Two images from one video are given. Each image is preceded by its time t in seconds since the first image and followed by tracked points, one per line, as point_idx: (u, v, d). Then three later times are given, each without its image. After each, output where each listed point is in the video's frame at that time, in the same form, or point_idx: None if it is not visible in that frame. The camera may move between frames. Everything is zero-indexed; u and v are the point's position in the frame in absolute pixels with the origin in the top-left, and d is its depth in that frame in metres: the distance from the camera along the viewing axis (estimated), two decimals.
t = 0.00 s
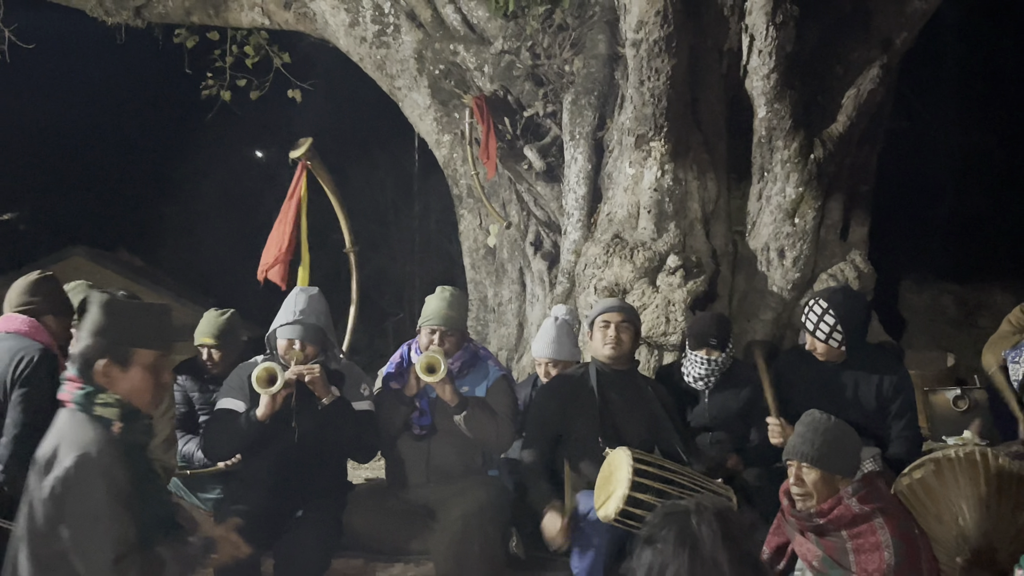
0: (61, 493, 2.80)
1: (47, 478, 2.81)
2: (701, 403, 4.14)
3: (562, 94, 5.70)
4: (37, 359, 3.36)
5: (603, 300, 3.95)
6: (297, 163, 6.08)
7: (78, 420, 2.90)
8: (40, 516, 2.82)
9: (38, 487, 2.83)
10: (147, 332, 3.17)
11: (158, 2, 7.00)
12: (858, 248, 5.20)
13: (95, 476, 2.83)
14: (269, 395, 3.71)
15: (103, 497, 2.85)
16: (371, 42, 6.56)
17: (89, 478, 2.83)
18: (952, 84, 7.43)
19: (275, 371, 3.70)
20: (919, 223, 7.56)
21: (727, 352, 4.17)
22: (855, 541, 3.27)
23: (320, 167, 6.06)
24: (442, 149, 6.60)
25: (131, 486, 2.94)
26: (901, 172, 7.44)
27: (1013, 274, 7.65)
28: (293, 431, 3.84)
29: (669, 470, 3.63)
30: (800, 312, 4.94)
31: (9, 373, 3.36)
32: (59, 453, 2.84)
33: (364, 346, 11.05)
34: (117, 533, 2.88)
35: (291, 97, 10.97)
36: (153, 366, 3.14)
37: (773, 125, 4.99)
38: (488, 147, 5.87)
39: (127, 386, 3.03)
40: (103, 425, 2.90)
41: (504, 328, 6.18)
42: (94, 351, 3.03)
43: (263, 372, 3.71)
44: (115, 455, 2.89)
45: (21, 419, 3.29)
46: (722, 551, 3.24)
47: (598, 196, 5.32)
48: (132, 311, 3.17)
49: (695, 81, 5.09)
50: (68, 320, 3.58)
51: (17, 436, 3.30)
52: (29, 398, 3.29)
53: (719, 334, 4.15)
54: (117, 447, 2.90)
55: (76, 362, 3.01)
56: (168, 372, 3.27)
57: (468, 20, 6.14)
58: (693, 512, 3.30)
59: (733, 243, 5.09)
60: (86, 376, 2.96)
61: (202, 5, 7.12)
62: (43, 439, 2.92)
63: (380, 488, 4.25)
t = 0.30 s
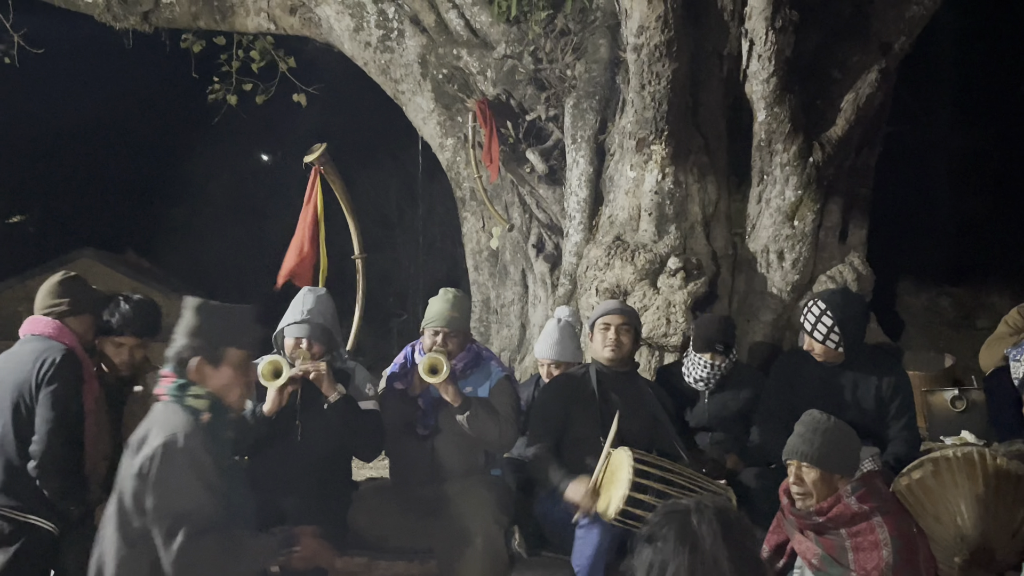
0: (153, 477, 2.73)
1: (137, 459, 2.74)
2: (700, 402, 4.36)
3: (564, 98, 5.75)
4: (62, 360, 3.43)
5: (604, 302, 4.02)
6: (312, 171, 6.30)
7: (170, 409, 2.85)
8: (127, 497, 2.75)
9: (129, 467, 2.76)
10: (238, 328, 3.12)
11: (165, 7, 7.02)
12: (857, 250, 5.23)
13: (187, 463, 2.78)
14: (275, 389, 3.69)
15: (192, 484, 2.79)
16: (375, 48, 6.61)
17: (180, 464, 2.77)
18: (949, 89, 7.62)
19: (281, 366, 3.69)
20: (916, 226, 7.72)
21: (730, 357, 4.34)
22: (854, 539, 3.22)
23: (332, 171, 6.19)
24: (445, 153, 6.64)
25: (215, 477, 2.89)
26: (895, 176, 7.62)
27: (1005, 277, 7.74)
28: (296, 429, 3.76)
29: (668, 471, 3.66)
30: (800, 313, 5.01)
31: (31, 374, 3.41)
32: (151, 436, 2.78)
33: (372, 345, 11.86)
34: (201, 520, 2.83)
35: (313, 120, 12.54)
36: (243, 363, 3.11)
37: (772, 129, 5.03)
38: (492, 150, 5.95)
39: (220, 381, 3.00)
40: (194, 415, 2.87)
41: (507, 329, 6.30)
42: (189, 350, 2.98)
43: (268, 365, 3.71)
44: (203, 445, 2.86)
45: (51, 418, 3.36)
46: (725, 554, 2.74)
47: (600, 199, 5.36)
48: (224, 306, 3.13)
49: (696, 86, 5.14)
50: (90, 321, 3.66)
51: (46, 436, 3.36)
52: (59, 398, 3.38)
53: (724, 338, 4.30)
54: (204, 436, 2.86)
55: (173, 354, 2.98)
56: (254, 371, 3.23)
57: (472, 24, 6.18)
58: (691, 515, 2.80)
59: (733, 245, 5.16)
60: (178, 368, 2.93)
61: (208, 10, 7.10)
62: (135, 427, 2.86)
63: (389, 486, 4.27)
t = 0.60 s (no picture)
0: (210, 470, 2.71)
1: (203, 452, 2.73)
2: (702, 403, 4.45)
3: (566, 103, 5.82)
4: (81, 363, 3.54)
5: (604, 303, 4.05)
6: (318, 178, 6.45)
7: (242, 409, 2.82)
8: (189, 489, 2.72)
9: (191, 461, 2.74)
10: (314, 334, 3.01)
11: (173, 13, 7.03)
12: (855, 253, 5.30)
13: (248, 462, 2.73)
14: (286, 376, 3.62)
15: (251, 485, 2.73)
16: (380, 53, 6.67)
17: (242, 460, 2.73)
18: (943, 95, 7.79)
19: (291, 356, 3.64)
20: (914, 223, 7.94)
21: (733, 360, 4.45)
22: (853, 538, 3.16)
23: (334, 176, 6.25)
24: (449, 157, 6.65)
25: (278, 479, 2.80)
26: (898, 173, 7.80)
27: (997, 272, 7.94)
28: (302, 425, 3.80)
29: (669, 471, 3.66)
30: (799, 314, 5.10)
31: (52, 376, 3.54)
32: (221, 432, 2.77)
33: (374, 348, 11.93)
34: (255, 519, 2.74)
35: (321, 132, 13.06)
36: (320, 366, 3.03)
37: (771, 133, 5.09)
38: (493, 154, 6.04)
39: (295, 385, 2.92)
40: (261, 417, 2.82)
41: (509, 331, 6.37)
42: (267, 352, 2.92)
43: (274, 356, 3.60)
44: (267, 446, 2.78)
45: (65, 419, 3.48)
46: (724, 553, 2.63)
47: (602, 202, 5.43)
48: (303, 313, 3.02)
49: (696, 91, 5.21)
50: (116, 326, 3.70)
51: (57, 438, 3.49)
52: (75, 400, 3.50)
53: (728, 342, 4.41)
54: (269, 436, 2.80)
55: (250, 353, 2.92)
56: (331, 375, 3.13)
57: (475, 31, 6.26)
58: (691, 513, 2.70)
59: (733, 249, 5.23)
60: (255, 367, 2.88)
61: (215, 16, 7.13)
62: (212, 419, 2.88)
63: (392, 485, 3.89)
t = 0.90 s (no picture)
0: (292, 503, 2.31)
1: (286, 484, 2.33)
2: (704, 403, 4.49)
3: (568, 109, 5.93)
4: (96, 365, 3.66)
5: (606, 306, 4.23)
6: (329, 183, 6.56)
7: (323, 433, 2.40)
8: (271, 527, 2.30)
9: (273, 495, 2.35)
10: (396, 347, 2.59)
11: (181, 21, 7.14)
12: (854, 256, 5.37)
13: (336, 495, 2.31)
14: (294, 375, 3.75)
15: (339, 519, 2.30)
16: (385, 59, 6.77)
17: (328, 493, 2.31)
18: (941, 102, 8.05)
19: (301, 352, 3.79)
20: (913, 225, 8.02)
21: (736, 362, 4.46)
22: (851, 537, 3.20)
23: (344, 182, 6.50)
24: (453, 162, 6.73)
25: (367, 510, 2.36)
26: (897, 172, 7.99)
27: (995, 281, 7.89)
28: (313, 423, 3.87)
29: (668, 471, 3.74)
30: (798, 317, 5.17)
31: (67, 378, 3.64)
32: (304, 460, 2.36)
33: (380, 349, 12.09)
34: (344, 556, 2.28)
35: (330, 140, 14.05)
36: (405, 380, 2.59)
37: (771, 138, 5.17)
38: (498, 158, 6.11)
39: (379, 402, 2.50)
40: (344, 442, 2.39)
41: (512, 333, 6.45)
42: (348, 368, 2.50)
43: (291, 352, 3.80)
44: (352, 474, 2.36)
45: (77, 419, 3.58)
46: (725, 552, 2.34)
47: (604, 206, 5.51)
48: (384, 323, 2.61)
49: (697, 96, 5.29)
50: (131, 330, 3.90)
51: (70, 438, 3.58)
52: (88, 401, 3.60)
53: (733, 344, 4.40)
54: (355, 462, 2.37)
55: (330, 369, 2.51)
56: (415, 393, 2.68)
57: (478, 38, 6.29)
58: (691, 514, 2.39)
59: (732, 252, 5.29)
60: (333, 385, 2.46)
61: (224, 24, 7.19)
62: (290, 445, 2.47)
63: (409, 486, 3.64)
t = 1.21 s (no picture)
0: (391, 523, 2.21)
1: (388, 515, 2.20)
2: (701, 404, 4.62)
3: (570, 115, 6.04)
4: (116, 365, 3.68)
5: (606, 307, 4.29)
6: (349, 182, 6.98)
7: (428, 458, 2.30)
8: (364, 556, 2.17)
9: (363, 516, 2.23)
10: (507, 376, 2.47)
11: (191, 29, 7.27)
12: (849, 259, 5.47)
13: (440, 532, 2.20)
14: (304, 365, 4.13)
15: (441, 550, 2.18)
16: (390, 67, 6.83)
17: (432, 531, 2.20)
18: (935, 106, 8.12)
19: (311, 343, 4.18)
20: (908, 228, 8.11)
21: (732, 362, 4.59)
22: (847, 532, 3.28)
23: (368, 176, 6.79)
24: (456, 166, 6.85)
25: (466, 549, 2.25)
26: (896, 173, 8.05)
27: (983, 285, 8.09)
28: (323, 418, 4.27)
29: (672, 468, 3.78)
30: (794, 318, 5.26)
31: (87, 377, 3.69)
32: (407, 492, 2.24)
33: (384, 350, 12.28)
34: None
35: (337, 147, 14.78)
36: (515, 411, 2.47)
37: (768, 143, 5.28)
38: (499, 163, 6.27)
39: (490, 431, 2.38)
40: (450, 471, 2.28)
41: (514, 334, 6.56)
42: (461, 395, 2.36)
43: (300, 344, 4.20)
44: (456, 509, 2.24)
45: (98, 419, 3.62)
46: (722, 550, 2.38)
47: (604, 210, 5.60)
48: (496, 352, 2.49)
49: (696, 102, 5.39)
50: (146, 333, 3.95)
51: (90, 437, 3.62)
52: (108, 402, 3.64)
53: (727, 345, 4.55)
54: (459, 490, 2.27)
55: (439, 392, 2.39)
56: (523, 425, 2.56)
57: (481, 45, 6.44)
58: (688, 512, 2.44)
59: (729, 255, 5.38)
60: (442, 408, 2.36)
61: (232, 31, 7.32)
62: (387, 468, 2.33)
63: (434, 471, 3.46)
